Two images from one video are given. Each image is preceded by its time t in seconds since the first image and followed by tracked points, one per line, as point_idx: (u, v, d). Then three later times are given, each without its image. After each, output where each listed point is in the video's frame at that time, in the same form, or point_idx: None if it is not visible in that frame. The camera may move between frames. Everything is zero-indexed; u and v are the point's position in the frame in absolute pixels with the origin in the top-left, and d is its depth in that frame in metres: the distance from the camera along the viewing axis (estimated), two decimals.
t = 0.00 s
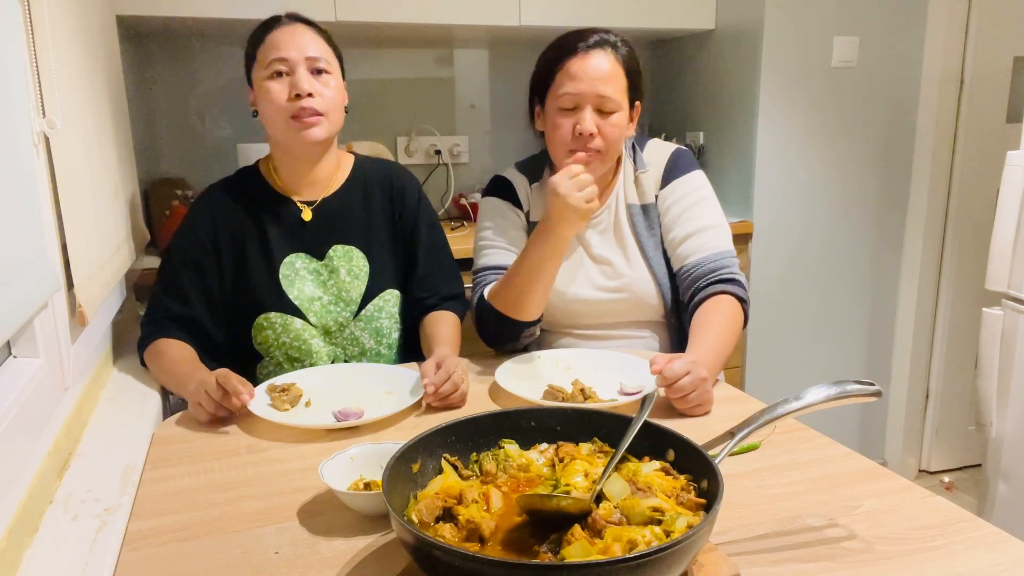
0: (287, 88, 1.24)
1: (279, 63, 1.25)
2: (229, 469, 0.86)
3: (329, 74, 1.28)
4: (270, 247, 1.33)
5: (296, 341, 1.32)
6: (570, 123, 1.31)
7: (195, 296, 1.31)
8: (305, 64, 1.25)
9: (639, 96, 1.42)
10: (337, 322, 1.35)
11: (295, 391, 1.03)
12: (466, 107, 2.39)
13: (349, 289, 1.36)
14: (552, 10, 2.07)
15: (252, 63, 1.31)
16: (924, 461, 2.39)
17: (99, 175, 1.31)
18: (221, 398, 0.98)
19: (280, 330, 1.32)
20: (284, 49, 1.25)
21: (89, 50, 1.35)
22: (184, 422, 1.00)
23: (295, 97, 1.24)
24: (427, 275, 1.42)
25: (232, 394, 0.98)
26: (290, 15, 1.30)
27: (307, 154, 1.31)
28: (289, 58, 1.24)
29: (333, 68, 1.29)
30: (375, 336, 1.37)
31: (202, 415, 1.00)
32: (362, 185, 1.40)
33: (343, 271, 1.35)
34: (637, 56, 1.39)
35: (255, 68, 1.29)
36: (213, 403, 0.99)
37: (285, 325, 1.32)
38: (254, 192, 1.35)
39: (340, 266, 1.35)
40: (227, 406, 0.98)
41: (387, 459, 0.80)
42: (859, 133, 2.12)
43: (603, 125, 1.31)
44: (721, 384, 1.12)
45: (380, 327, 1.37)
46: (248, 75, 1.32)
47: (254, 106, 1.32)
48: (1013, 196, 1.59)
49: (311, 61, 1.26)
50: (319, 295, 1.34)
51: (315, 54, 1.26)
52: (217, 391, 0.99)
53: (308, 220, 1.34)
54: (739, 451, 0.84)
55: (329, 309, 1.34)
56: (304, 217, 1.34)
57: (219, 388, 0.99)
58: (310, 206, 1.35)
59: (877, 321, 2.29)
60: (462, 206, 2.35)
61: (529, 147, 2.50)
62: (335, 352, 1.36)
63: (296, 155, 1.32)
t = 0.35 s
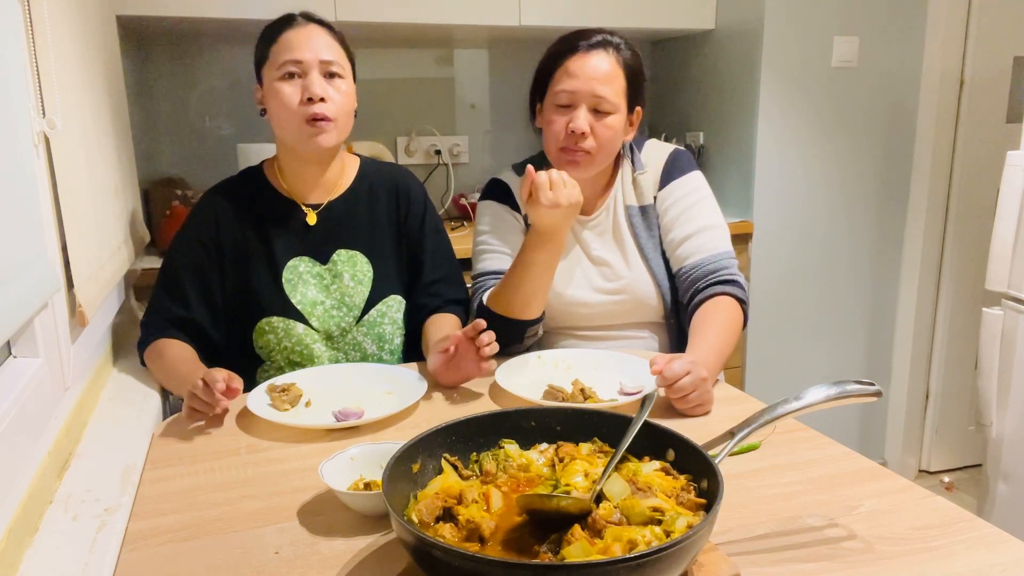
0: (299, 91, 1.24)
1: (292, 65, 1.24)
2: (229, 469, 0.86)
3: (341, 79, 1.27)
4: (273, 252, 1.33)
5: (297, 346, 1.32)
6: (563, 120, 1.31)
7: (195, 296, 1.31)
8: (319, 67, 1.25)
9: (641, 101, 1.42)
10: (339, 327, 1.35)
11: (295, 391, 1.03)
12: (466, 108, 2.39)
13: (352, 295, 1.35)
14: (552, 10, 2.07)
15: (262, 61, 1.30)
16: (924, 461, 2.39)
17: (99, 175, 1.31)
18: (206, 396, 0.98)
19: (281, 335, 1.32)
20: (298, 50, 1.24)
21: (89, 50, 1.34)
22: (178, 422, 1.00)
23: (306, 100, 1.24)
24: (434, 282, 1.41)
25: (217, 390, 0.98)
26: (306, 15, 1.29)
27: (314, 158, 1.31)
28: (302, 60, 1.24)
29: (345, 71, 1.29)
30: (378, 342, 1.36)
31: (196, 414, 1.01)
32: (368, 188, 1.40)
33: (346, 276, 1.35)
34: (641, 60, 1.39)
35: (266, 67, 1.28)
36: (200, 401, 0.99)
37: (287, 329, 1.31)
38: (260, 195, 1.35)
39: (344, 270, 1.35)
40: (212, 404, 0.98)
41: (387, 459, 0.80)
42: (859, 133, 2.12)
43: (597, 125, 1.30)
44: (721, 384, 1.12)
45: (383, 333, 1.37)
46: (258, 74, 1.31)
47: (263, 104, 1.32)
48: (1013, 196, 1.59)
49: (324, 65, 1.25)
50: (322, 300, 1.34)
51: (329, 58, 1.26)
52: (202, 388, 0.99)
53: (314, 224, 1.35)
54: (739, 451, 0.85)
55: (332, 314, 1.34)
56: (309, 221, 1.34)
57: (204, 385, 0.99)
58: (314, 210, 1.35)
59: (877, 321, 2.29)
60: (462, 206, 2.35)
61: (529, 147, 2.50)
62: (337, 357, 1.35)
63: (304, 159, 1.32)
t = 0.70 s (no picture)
0: (299, 93, 1.23)
1: (293, 67, 1.24)
2: (229, 469, 0.86)
3: (342, 83, 1.27)
4: (273, 256, 1.33)
5: (297, 351, 1.32)
6: (551, 124, 1.32)
7: (195, 296, 1.31)
8: (320, 70, 1.25)
9: (634, 103, 1.41)
10: (340, 331, 1.35)
11: (296, 391, 1.03)
12: (466, 107, 2.39)
13: (352, 300, 1.35)
14: (552, 10, 2.07)
15: (262, 63, 1.30)
16: (924, 461, 2.39)
17: (99, 175, 1.31)
18: (210, 392, 0.98)
19: (282, 340, 1.32)
20: (299, 53, 1.24)
21: (89, 49, 1.34)
22: (180, 423, 1.00)
23: (306, 103, 1.23)
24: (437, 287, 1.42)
25: (222, 386, 0.99)
26: (308, 18, 1.30)
27: (314, 161, 1.30)
28: (304, 62, 1.24)
29: (346, 76, 1.29)
30: (378, 347, 1.37)
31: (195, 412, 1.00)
32: (369, 191, 1.40)
33: (346, 281, 1.35)
34: (632, 61, 1.39)
35: (265, 68, 1.28)
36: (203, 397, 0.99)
37: (288, 334, 1.32)
38: (260, 200, 1.34)
39: (345, 275, 1.35)
40: (216, 400, 0.98)
41: (387, 459, 0.80)
42: (860, 133, 2.12)
43: (583, 129, 1.30)
44: (721, 385, 1.12)
45: (383, 338, 1.37)
46: (258, 77, 1.31)
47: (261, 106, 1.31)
48: (1013, 196, 1.59)
49: (326, 68, 1.25)
50: (323, 305, 1.34)
51: (330, 61, 1.26)
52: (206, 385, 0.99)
53: (313, 228, 1.34)
54: (739, 451, 0.85)
55: (333, 319, 1.34)
56: (309, 225, 1.34)
57: (207, 381, 0.99)
58: (314, 214, 1.35)
59: (877, 321, 2.29)
60: (462, 206, 2.35)
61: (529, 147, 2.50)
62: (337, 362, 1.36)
63: (302, 162, 1.31)
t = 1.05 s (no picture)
0: (310, 91, 1.23)
1: (306, 65, 1.24)
2: (229, 469, 0.86)
3: (354, 83, 1.27)
4: (274, 260, 1.33)
5: (296, 356, 1.32)
6: (547, 123, 1.32)
7: (195, 296, 1.31)
8: (333, 69, 1.25)
9: (630, 97, 1.41)
10: (339, 337, 1.35)
11: (295, 391, 1.03)
12: (466, 107, 2.39)
13: (352, 305, 1.35)
14: (552, 10, 2.07)
15: (274, 60, 1.30)
16: (924, 461, 2.39)
17: (99, 175, 1.31)
18: (212, 392, 0.98)
19: (280, 344, 1.32)
20: (313, 51, 1.24)
21: (89, 49, 1.34)
22: (180, 423, 1.00)
23: (317, 101, 1.23)
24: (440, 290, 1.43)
25: (224, 387, 0.99)
26: (323, 17, 1.30)
27: (320, 161, 1.30)
28: (316, 61, 1.24)
29: (358, 76, 1.29)
30: (377, 353, 1.37)
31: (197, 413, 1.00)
32: (371, 193, 1.40)
33: (347, 286, 1.34)
34: (626, 57, 1.39)
35: (277, 66, 1.28)
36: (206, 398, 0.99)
37: (286, 339, 1.32)
38: (260, 203, 1.34)
39: (345, 279, 1.35)
40: (218, 401, 0.98)
41: (387, 460, 0.80)
42: (860, 133, 2.12)
43: (580, 126, 1.30)
44: (720, 384, 1.12)
45: (383, 344, 1.37)
46: (269, 73, 1.31)
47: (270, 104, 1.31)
48: (1013, 196, 1.59)
49: (339, 68, 1.25)
50: (322, 309, 1.34)
51: (343, 61, 1.26)
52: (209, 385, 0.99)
53: (314, 231, 1.34)
54: (739, 451, 0.85)
55: (331, 324, 1.34)
56: (310, 228, 1.34)
57: (211, 382, 0.99)
58: (315, 217, 1.35)
59: (877, 321, 2.29)
60: (462, 206, 2.35)
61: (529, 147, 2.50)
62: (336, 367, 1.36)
63: (308, 162, 1.31)
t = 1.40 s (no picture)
0: (310, 93, 1.23)
1: (305, 66, 1.24)
2: (229, 469, 0.86)
3: (354, 85, 1.27)
4: (275, 262, 1.33)
5: (298, 357, 1.32)
6: (547, 117, 1.32)
7: (194, 297, 1.31)
8: (333, 71, 1.24)
9: (629, 93, 1.41)
10: (341, 338, 1.34)
11: (295, 391, 1.03)
12: (466, 107, 2.39)
13: (354, 306, 1.35)
14: (552, 10, 2.07)
15: (274, 60, 1.30)
16: (924, 461, 2.39)
17: (99, 175, 1.31)
18: (215, 394, 0.98)
19: (282, 346, 1.32)
20: (313, 52, 1.24)
21: (89, 49, 1.34)
22: (181, 424, 1.00)
23: (316, 103, 1.23)
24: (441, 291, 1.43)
25: (225, 388, 0.98)
26: (324, 16, 1.29)
27: (321, 162, 1.30)
28: (316, 62, 1.23)
29: (359, 77, 1.28)
30: (379, 354, 1.37)
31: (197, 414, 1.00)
32: (374, 193, 1.40)
33: (349, 287, 1.35)
34: (624, 52, 1.39)
35: (277, 66, 1.27)
36: (207, 399, 0.99)
37: (288, 341, 1.32)
38: (263, 205, 1.34)
39: (347, 280, 1.35)
40: (221, 402, 0.98)
41: (387, 460, 0.80)
42: (860, 133, 2.12)
43: (580, 120, 1.30)
44: (720, 384, 1.12)
45: (385, 345, 1.37)
46: (270, 73, 1.31)
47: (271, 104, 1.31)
48: (1013, 196, 1.59)
49: (339, 69, 1.25)
50: (324, 310, 1.34)
51: (344, 62, 1.25)
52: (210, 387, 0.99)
53: (316, 233, 1.34)
54: (739, 451, 0.85)
55: (334, 325, 1.34)
56: (313, 230, 1.34)
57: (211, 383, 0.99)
58: (319, 218, 1.35)
59: (877, 321, 2.29)
60: (462, 205, 2.34)
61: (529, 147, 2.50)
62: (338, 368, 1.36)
63: (309, 164, 1.31)
